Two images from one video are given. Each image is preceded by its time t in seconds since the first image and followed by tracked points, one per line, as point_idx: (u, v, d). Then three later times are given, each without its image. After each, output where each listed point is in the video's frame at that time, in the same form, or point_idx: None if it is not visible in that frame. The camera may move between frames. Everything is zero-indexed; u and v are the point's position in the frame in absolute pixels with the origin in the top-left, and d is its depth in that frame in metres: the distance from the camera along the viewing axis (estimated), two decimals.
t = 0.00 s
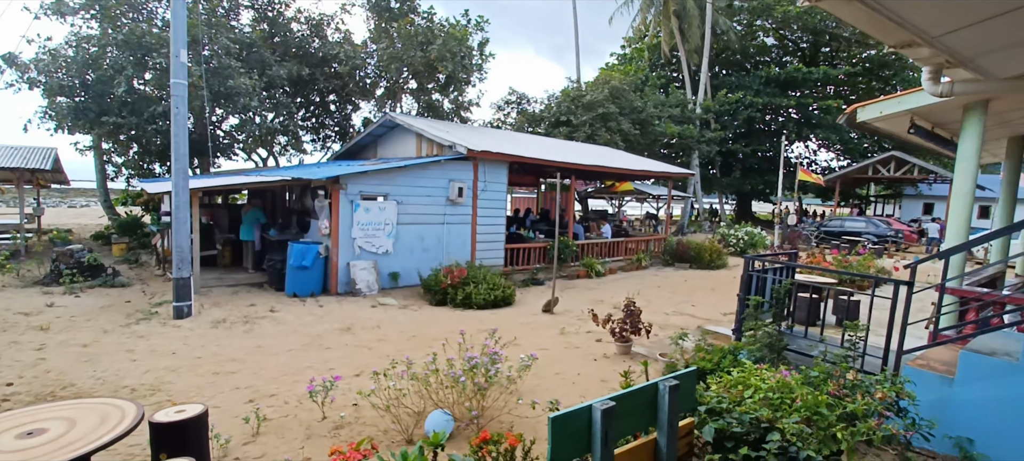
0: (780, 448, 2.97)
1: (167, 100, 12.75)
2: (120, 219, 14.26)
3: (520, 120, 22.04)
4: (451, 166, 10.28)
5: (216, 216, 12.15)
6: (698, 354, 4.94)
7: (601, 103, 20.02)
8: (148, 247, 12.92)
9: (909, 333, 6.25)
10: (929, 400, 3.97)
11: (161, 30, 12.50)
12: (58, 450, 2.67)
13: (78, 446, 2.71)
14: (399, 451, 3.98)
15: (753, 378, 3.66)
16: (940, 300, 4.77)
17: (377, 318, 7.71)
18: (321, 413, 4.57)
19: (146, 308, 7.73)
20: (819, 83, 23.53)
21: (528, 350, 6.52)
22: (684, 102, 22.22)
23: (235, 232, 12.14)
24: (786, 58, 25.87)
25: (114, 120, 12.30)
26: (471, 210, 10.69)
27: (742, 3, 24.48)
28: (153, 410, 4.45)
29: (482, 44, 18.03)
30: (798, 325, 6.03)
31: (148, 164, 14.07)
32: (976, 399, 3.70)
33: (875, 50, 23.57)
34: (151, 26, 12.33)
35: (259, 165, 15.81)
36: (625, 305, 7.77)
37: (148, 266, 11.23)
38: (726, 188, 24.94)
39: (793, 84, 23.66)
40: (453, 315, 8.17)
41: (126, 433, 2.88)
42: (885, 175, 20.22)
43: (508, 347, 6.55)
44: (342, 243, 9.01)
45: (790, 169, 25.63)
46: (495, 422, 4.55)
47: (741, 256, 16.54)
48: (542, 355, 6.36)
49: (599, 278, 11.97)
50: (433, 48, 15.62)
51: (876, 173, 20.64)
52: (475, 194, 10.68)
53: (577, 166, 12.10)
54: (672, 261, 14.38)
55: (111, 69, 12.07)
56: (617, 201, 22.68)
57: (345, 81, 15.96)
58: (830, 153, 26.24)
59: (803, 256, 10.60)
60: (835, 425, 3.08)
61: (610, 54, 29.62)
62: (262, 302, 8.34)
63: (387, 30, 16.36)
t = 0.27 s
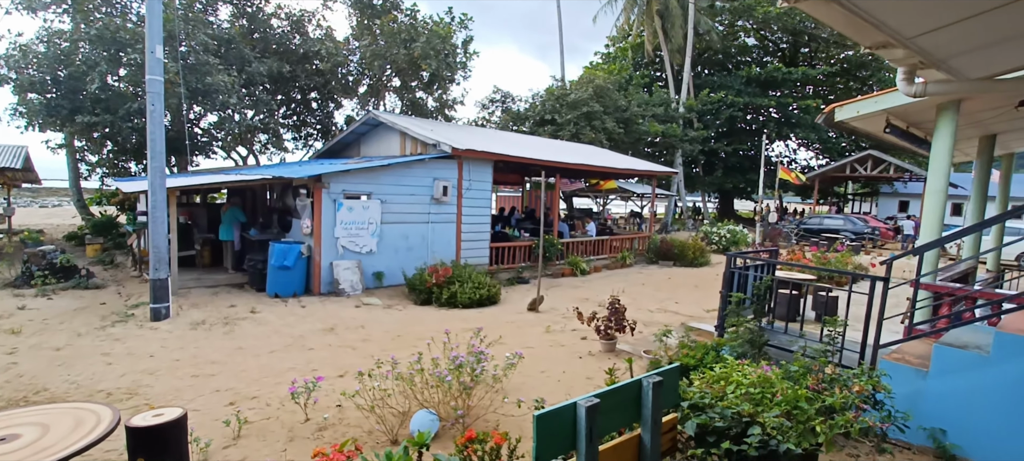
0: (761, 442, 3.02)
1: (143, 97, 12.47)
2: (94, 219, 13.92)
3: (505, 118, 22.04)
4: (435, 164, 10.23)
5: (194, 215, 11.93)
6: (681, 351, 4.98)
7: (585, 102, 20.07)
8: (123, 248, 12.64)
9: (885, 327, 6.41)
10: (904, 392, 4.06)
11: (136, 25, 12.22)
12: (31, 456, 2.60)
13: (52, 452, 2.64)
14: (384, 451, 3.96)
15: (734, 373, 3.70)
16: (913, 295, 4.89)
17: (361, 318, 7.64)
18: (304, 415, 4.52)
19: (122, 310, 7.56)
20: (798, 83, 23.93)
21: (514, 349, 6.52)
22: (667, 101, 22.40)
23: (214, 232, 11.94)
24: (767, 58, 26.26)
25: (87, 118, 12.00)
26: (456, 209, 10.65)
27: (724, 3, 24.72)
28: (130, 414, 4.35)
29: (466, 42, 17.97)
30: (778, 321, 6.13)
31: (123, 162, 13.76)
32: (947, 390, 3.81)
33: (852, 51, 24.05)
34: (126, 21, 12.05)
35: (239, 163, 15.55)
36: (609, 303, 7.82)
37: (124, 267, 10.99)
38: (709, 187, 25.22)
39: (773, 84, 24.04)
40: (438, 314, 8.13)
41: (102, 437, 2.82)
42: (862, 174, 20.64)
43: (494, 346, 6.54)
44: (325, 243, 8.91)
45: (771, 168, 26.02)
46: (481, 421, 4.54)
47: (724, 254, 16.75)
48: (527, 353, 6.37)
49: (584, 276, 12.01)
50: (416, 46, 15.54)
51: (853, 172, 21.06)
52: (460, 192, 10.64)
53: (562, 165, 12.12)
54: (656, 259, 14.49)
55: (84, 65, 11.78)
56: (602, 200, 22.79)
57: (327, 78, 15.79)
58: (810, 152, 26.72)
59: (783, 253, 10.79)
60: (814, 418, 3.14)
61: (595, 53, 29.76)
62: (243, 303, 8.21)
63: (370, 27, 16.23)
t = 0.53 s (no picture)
0: (740, 437, 3.07)
1: (116, 93, 12.16)
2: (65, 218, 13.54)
3: (489, 117, 22.03)
4: (418, 163, 10.16)
5: (170, 215, 11.68)
6: (663, 348, 5.03)
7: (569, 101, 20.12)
8: (96, 249, 12.31)
9: (860, 323, 6.55)
10: (878, 387, 4.15)
11: (109, 20, 11.91)
12: None
13: (24, 456, 2.57)
14: (367, 452, 3.92)
15: (715, 369, 3.75)
16: (887, 292, 5.00)
17: (343, 319, 7.56)
18: (284, 418, 4.45)
19: (94, 312, 7.36)
20: (777, 84, 24.35)
21: (498, 348, 6.52)
22: (650, 101, 22.60)
23: (191, 231, 11.71)
24: (746, 59, 26.66)
25: (57, 115, 11.67)
26: (439, 208, 10.60)
27: (705, 5, 24.95)
28: (103, 419, 4.24)
29: (449, 40, 17.90)
30: (757, 318, 6.23)
31: (96, 160, 13.41)
32: (919, 384, 3.91)
33: (829, 53, 24.56)
34: (97, 15, 11.73)
35: (217, 162, 15.26)
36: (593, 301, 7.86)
37: (97, 268, 10.71)
38: (690, 186, 25.51)
39: (752, 85, 24.42)
40: (421, 314, 8.08)
41: (74, 443, 2.75)
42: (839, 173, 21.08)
43: (477, 345, 6.53)
44: (305, 242, 8.79)
45: (751, 167, 26.43)
46: (465, 420, 4.53)
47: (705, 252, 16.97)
48: (511, 352, 6.36)
49: (568, 275, 12.05)
50: (399, 43, 15.44)
51: (829, 172, 21.49)
52: (443, 192, 10.59)
53: (545, 164, 12.14)
54: (639, 257, 14.61)
55: (54, 60, 11.46)
56: (585, 199, 22.89)
57: (307, 75, 15.60)
58: (788, 152, 27.21)
59: (762, 251, 10.97)
60: (791, 413, 3.21)
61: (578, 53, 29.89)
62: (221, 304, 8.07)
63: (351, 24, 16.08)
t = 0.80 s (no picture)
0: (723, 432, 3.10)
1: (90, 90, 11.87)
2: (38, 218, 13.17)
3: (474, 116, 21.99)
4: (403, 162, 10.09)
5: (147, 215, 11.43)
6: (647, 346, 5.06)
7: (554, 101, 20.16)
8: (70, 249, 12.00)
9: (840, 320, 6.67)
10: (856, 383, 4.22)
11: (83, 15, 11.61)
12: None
13: None
14: (351, 454, 3.87)
15: (699, 367, 3.78)
16: (864, 289, 5.09)
17: (326, 319, 7.48)
18: (266, 420, 4.38)
19: (68, 315, 7.17)
20: (758, 85, 24.71)
21: (483, 347, 6.50)
22: (634, 101, 22.74)
23: (169, 231, 11.48)
24: (729, 60, 26.98)
25: (29, 112, 11.36)
26: (425, 207, 10.53)
27: (688, 6, 25.24)
28: (78, 424, 4.12)
29: (433, 38, 17.80)
30: (740, 315, 6.30)
31: (69, 158, 13.07)
32: (895, 379, 3.99)
33: (808, 55, 24.98)
34: (71, 9, 11.43)
35: (196, 160, 14.99)
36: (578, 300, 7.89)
37: (71, 269, 10.44)
38: (674, 185, 25.74)
39: (734, 86, 24.73)
40: (406, 314, 8.03)
41: (47, 448, 2.66)
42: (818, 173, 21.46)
43: (463, 344, 6.51)
44: (287, 242, 8.67)
45: (733, 167, 26.76)
46: (451, 420, 4.50)
47: (688, 251, 17.16)
48: (497, 351, 6.35)
49: (553, 274, 12.08)
50: (382, 41, 15.33)
51: (809, 171, 21.86)
52: (428, 191, 10.53)
53: (530, 163, 12.15)
54: (623, 256, 14.71)
55: (26, 55, 11.16)
56: (571, 198, 22.95)
57: (289, 73, 15.41)
58: (769, 152, 27.61)
59: (744, 250, 11.11)
60: (773, 408, 3.25)
61: (563, 53, 29.96)
62: (201, 305, 7.92)
63: (334, 21, 15.91)
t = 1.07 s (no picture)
0: (704, 428, 3.13)
1: (59, 86, 11.53)
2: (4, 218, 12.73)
3: (457, 115, 21.91)
4: (385, 161, 9.99)
5: (120, 214, 11.11)
6: (630, 344, 5.08)
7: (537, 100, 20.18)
8: (39, 250, 11.64)
9: (818, 317, 6.79)
10: (832, 377, 4.30)
11: (51, 8, 11.26)
12: None
13: None
14: (333, 457, 3.82)
15: (680, 364, 3.81)
16: (841, 286, 5.19)
17: (307, 320, 7.37)
18: (244, 424, 4.30)
19: (37, 318, 6.95)
20: (738, 86, 25.06)
21: (467, 347, 6.47)
22: (617, 101, 22.88)
23: (143, 231, 11.20)
24: (709, 61, 27.32)
25: None
26: (407, 206, 10.45)
27: (669, 7, 25.55)
28: (46, 431, 3.99)
29: (415, 36, 17.67)
30: (721, 313, 6.37)
31: (37, 155, 12.67)
32: (870, 373, 4.07)
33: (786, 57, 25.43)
34: (39, 2, 11.08)
35: (171, 158, 14.66)
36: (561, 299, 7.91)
37: (40, 270, 10.12)
38: (656, 184, 25.96)
39: (714, 86, 25.04)
40: (388, 314, 7.96)
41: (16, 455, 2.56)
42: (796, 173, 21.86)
43: (446, 344, 6.47)
44: (267, 242, 8.52)
45: (714, 167, 27.10)
46: (434, 420, 4.47)
47: (670, 249, 17.33)
48: (480, 351, 6.33)
49: (537, 273, 12.09)
50: (363, 38, 15.18)
51: (787, 171, 22.25)
52: (411, 190, 10.45)
53: (514, 162, 12.13)
54: (606, 255, 14.79)
55: None
56: (554, 197, 22.99)
57: (267, 69, 15.17)
58: (749, 152, 28.03)
59: (725, 248, 11.26)
60: (752, 403, 3.30)
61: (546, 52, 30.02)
62: (177, 307, 7.75)
63: (314, 17, 15.69)
